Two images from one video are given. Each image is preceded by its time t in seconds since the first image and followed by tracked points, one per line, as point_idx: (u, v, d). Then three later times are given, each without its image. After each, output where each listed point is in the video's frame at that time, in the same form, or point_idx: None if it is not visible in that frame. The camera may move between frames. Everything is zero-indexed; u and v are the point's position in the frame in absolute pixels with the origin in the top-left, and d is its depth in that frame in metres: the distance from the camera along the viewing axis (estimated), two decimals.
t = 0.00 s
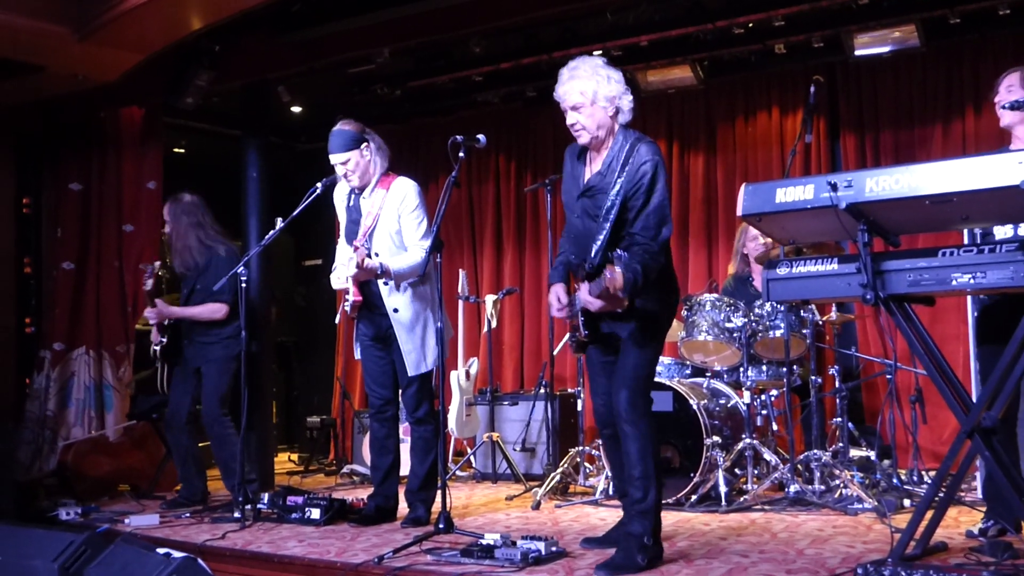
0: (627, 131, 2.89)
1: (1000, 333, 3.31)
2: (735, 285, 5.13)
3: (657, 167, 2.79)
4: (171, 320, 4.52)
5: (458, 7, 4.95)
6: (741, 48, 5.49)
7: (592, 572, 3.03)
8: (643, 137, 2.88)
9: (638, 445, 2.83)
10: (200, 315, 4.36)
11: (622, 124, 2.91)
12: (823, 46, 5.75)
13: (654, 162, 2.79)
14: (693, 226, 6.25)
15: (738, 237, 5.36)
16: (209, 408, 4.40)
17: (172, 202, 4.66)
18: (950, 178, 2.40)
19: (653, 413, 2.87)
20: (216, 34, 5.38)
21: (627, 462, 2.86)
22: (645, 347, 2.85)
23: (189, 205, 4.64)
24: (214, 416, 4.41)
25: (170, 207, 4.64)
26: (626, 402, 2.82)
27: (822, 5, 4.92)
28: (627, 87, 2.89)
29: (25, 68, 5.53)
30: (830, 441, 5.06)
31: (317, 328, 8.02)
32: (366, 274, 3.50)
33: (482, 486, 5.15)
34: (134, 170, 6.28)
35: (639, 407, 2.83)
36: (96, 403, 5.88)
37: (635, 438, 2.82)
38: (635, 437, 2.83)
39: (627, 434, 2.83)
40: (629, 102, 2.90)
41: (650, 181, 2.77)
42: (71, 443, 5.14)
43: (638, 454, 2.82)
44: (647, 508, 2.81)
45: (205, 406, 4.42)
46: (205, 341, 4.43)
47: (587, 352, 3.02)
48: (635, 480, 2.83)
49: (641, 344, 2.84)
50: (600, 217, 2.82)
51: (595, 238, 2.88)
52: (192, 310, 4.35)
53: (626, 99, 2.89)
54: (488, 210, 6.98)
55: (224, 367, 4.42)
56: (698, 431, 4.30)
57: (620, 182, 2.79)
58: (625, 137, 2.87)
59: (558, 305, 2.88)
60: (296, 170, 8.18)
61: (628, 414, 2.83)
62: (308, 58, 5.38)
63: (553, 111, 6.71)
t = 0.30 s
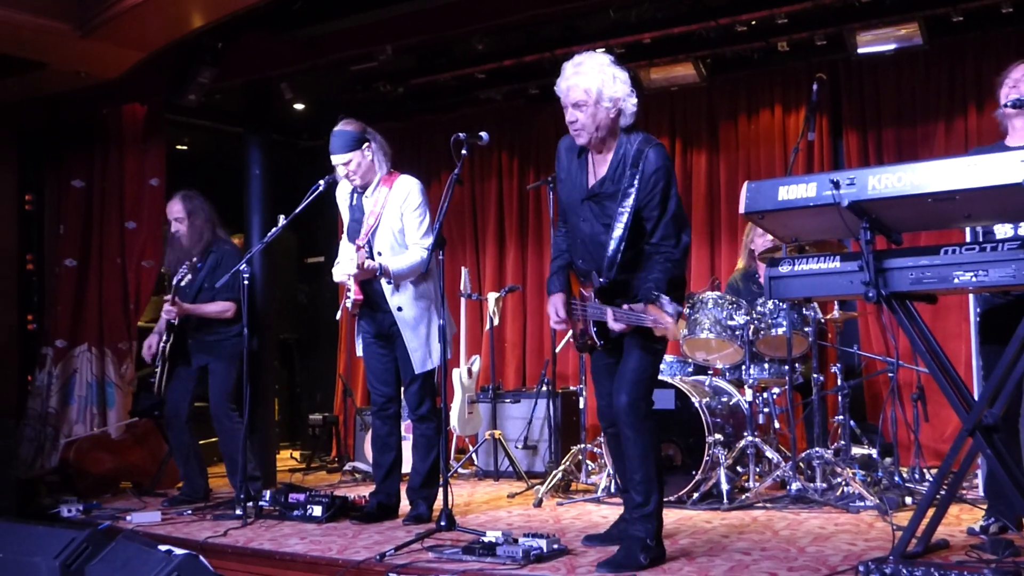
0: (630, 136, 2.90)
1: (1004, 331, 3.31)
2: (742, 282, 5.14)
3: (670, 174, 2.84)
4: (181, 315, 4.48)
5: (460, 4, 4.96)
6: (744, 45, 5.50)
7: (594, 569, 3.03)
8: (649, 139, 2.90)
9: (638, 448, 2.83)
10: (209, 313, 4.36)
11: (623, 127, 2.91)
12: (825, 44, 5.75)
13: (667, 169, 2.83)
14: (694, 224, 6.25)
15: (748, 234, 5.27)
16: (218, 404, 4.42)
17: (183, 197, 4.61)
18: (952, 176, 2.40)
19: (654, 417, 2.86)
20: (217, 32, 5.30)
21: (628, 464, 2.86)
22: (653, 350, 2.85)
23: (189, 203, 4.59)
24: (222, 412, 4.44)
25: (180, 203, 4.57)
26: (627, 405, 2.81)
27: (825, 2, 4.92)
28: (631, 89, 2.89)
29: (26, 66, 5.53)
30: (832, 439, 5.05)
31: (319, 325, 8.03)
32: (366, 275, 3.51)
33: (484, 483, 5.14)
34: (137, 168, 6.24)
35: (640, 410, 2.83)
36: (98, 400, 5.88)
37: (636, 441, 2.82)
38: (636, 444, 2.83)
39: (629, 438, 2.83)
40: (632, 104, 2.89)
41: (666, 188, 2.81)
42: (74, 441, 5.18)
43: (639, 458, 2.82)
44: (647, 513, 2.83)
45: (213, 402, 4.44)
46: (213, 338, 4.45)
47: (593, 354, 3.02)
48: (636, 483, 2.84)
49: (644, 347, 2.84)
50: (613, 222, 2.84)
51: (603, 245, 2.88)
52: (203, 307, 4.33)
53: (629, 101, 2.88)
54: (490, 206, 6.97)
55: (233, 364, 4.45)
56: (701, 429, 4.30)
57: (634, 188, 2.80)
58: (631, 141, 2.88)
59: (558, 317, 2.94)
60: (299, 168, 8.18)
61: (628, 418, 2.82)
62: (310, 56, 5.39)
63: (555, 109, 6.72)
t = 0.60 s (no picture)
0: (618, 127, 2.87)
1: (981, 335, 3.33)
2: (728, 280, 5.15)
3: (655, 159, 2.80)
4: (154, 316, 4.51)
5: (444, 2, 4.93)
6: (728, 48, 5.53)
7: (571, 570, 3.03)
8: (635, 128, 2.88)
9: (616, 448, 2.83)
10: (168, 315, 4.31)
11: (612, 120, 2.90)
12: (808, 47, 5.74)
13: (651, 155, 2.80)
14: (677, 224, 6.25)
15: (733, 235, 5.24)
16: (186, 408, 4.36)
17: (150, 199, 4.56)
18: (932, 178, 2.39)
19: (633, 417, 2.86)
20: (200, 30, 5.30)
21: (606, 465, 2.85)
22: (634, 335, 2.85)
23: (165, 202, 4.53)
24: (189, 415, 4.37)
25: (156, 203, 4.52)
26: (604, 406, 2.81)
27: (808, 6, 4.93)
28: (627, 86, 2.92)
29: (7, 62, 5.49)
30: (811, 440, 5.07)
31: (300, 323, 8.02)
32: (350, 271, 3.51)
33: (463, 482, 5.14)
34: (118, 165, 6.18)
35: (618, 411, 2.82)
36: (74, 399, 5.80)
37: (615, 442, 2.82)
38: (615, 444, 2.82)
39: (607, 438, 2.83)
40: (624, 101, 2.91)
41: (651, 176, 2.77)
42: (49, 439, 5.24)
43: (618, 458, 2.81)
44: (627, 513, 2.81)
45: (181, 404, 4.38)
46: (183, 338, 4.40)
47: (569, 348, 3.01)
48: (616, 484, 2.83)
49: (624, 344, 2.84)
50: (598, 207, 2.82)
51: (584, 229, 2.85)
52: (161, 309, 4.29)
53: (623, 95, 2.90)
54: (472, 202, 6.96)
55: (202, 364, 4.37)
56: (679, 429, 4.30)
57: (618, 174, 2.79)
58: (617, 129, 2.87)
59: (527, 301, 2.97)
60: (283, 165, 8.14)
61: (606, 419, 2.81)
62: (293, 53, 5.37)
63: (540, 108, 6.70)
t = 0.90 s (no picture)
0: (615, 124, 2.90)
1: (965, 332, 3.34)
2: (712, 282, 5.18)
3: (644, 155, 2.80)
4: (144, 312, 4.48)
5: (431, 3, 4.94)
6: (715, 46, 5.58)
7: (561, 569, 3.02)
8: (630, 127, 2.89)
9: (605, 446, 2.83)
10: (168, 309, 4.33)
11: (611, 118, 2.93)
12: (794, 46, 5.79)
13: (640, 151, 2.80)
14: (664, 225, 6.26)
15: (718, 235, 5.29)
16: (182, 404, 4.38)
17: (138, 194, 4.59)
18: (919, 178, 2.41)
19: (621, 414, 2.86)
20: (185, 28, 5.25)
21: (596, 463, 2.85)
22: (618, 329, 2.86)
23: (158, 198, 4.56)
24: (186, 412, 4.38)
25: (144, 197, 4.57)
26: (592, 404, 2.82)
27: (793, 4, 4.96)
28: (626, 86, 2.95)
29: None
30: (799, 439, 5.10)
31: (290, 324, 8.03)
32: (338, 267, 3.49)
33: (452, 483, 5.14)
34: (105, 167, 6.27)
35: (606, 409, 2.83)
36: (62, 399, 5.78)
37: (603, 439, 2.82)
38: (605, 440, 2.82)
39: (595, 436, 2.83)
40: (624, 101, 2.94)
41: (637, 169, 2.77)
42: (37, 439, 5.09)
43: (607, 455, 2.81)
44: (617, 509, 2.81)
45: (177, 401, 4.39)
46: (177, 334, 4.41)
47: (553, 347, 3.03)
48: (606, 482, 2.83)
49: (609, 342, 2.85)
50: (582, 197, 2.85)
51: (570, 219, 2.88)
52: (162, 304, 4.31)
53: (621, 94, 2.94)
54: (459, 204, 6.97)
55: (198, 360, 4.40)
56: (668, 428, 4.32)
57: (605, 167, 2.81)
58: (611, 127, 2.89)
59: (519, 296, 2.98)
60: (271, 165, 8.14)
61: (594, 416, 2.82)
62: (281, 52, 5.37)
63: (528, 109, 6.72)
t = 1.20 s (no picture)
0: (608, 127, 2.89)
1: (956, 330, 3.35)
2: (700, 283, 5.21)
3: (634, 152, 2.79)
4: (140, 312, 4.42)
5: (429, 2, 4.95)
6: (706, 48, 5.57)
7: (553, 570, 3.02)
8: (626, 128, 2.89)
9: (597, 447, 2.83)
10: (171, 308, 4.30)
11: (605, 122, 2.92)
12: (785, 48, 5.81)
13: (630, 148, 2.79)
14: (656, 226, 6.27)
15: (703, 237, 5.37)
16: (180, 403, 4.37)
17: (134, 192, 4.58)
18: (910, 180, 2.42)
19: (613, 414, 2.87)
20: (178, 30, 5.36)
21: (589, 464, 2.85)
22: (605, 328, 2.86)
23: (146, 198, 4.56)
24: (183, 412, 4.37)
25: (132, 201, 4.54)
26: (584, 405, 2.83)
27: (784, 6, 4.97)
28: (627, 94, 2.95)
29: None
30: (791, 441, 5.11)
31: (282, 327, 8.02)
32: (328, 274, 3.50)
33: (444, 485, 5.13)
34: (95, 168, 6.19)
35: (598, 409, 2.83)
36: (53, 402, 5.87)
37: (596, 441, 2.83)
38: (598, 441, 2.83)
39: (589, 437, 2.84)
40: (621, 107, 2.93)
41: (625, 164, 2.77)
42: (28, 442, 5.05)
43: (600, 456, 2.82)
44: (611, 509, 2.81)
45: (174, 402, 4.38)
46: (175, 333, 4.38)
47: (541, 346, 3.03)
48: (598, 482, 2.83)
49: (597, 342, 2.85)
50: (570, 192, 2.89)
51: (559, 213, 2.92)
52: (162, 304, 4.28)
53: (621, 100, 2.94)
54: (451, 207, 6.97)
55: (194, 360, 4.37)
56: (661, 430, 4.32)
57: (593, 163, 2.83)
58: (605, 129, 2.89)
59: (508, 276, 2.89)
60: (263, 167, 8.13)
61: (587, 417, 2.83)
62: (274, 54, 5.37)
63: (520, 110, 6.72)
